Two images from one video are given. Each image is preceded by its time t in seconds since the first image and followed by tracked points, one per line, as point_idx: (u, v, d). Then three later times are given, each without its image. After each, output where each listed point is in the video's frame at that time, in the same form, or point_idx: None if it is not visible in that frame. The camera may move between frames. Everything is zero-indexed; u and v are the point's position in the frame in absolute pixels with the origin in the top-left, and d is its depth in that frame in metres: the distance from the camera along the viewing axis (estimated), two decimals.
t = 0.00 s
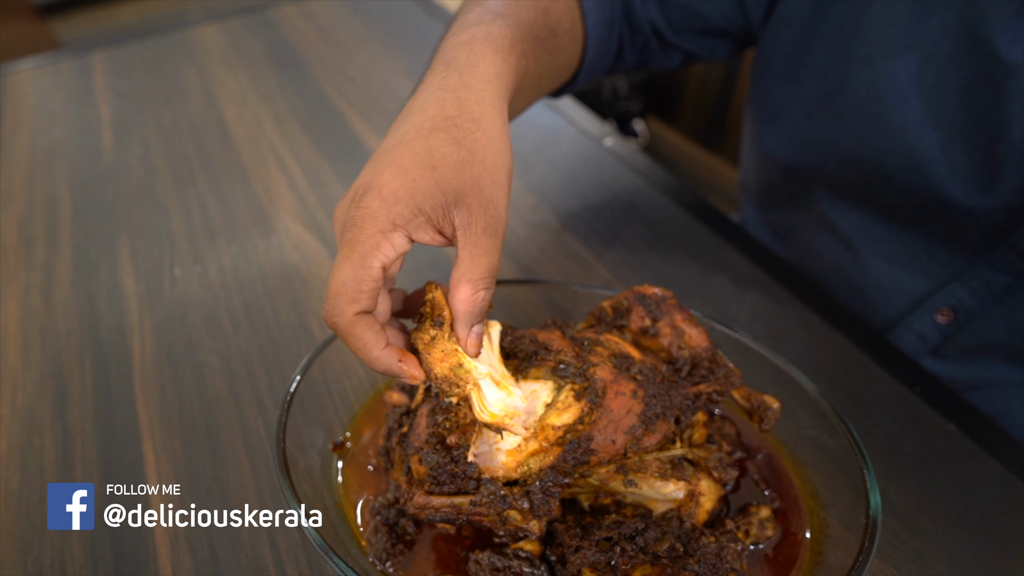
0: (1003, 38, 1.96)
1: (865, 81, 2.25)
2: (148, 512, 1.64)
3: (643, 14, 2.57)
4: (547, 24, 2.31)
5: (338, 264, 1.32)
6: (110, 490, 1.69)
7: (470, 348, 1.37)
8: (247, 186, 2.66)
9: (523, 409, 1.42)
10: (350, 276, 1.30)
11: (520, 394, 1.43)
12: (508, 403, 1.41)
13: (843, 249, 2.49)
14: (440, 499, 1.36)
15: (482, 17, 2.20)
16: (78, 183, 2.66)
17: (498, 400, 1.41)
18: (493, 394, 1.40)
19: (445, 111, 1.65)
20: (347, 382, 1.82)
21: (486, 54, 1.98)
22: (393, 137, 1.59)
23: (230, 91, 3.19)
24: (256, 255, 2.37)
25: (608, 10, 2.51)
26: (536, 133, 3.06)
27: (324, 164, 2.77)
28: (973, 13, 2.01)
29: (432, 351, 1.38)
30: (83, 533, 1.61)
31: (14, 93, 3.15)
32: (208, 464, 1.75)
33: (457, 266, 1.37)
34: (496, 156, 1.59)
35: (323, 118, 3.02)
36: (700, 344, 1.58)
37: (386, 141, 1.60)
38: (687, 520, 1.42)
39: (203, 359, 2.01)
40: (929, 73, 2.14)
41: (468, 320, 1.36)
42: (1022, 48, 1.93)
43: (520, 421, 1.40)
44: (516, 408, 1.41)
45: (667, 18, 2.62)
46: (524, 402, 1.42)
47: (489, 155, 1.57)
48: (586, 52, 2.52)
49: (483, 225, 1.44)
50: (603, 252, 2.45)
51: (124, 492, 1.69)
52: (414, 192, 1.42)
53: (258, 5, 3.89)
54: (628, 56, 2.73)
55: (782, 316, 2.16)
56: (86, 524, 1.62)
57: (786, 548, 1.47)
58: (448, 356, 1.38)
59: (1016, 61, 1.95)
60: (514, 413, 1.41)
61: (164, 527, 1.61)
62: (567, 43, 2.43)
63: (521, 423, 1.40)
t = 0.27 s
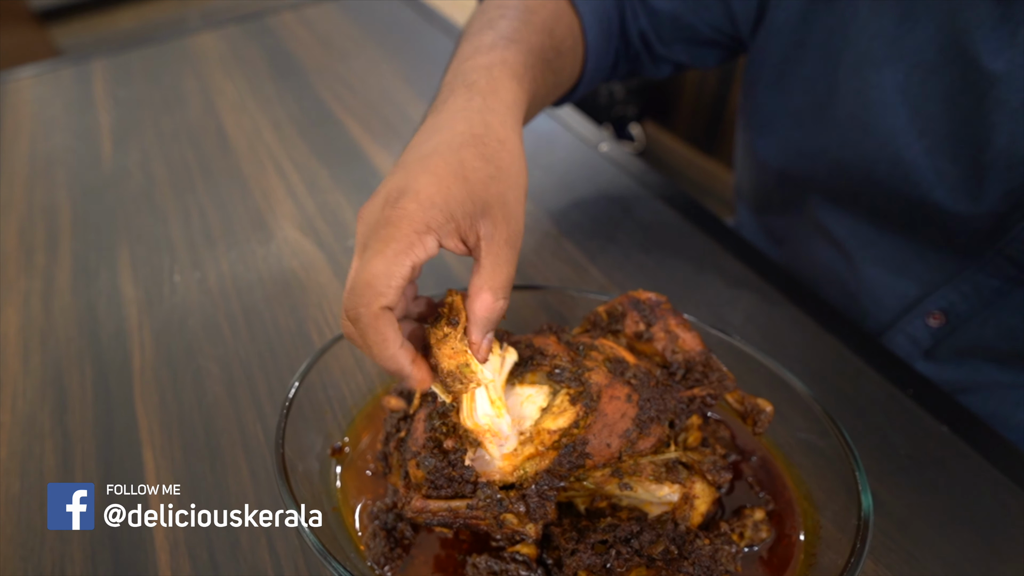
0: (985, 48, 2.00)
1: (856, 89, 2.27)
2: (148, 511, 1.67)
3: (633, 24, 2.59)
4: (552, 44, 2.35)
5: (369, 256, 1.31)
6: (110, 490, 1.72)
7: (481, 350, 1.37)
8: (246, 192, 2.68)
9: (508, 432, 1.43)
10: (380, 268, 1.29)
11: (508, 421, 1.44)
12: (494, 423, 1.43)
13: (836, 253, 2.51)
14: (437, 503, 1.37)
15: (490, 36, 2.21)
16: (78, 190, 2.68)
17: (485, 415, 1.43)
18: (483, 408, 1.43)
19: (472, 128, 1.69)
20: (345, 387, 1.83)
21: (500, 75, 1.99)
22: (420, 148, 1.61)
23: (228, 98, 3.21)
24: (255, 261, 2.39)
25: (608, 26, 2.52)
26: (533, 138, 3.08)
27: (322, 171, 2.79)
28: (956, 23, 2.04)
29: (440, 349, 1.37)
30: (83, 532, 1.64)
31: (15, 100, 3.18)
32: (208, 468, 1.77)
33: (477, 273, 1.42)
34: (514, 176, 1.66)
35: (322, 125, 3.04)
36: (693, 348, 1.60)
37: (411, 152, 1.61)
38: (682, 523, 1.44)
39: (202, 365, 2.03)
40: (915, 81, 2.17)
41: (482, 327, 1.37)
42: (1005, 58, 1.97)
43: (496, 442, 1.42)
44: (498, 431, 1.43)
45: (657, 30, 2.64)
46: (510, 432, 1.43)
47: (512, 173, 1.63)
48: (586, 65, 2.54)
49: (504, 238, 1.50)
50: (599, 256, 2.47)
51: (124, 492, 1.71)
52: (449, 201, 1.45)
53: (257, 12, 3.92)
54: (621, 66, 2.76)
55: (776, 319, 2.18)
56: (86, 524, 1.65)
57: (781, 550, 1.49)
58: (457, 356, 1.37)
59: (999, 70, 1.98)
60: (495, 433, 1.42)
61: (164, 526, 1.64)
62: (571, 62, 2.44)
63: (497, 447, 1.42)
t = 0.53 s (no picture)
0: (973, 55, 2.01)
1: (847, 94, 2.29)
2: (148, 511, 1.69)
3: (627, 30, 2.60)
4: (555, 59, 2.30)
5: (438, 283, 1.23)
6: (110, 490, 1.74)
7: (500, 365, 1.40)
8: (245, 198, 2.69)
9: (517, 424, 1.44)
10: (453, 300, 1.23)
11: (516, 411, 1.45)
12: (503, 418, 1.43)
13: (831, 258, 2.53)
14: (436, 508, 1.38)
15: (484, 40, 2.16)
16: (77, 194, 2.69)
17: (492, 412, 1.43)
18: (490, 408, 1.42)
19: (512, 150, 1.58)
20: (344, 394, 1.84)
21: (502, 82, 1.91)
22: (457, 158, 1.48)
23: (227, 103, 3.22)
24: (254, 266, 2.40)
25: (602, 33, 2.53)
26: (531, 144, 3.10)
27: (321, 176, 2.80)
28: (944, 30, 2.05)
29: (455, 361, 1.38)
30: (83, 532, 1.66)
31: (14, 105, 3.19)
32: (208, 473, 1.78)
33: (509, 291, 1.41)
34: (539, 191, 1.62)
35: (321, 131, 3.06)
36: (690, 353, 1.60)
37: (448, 160, 1.47)
38: (679, 527, 1.45)
39: (202, 370, 2.04)
40: (905, 87, 2.19)
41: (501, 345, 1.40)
42: (991, 65, 1.98)
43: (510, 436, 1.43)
44: (508, 423, 1.44)
45: (651, 35, 2.66)
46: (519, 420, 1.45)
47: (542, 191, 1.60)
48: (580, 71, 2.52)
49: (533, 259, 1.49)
50: (597, 261, 2.48)
51: (123, 492, 1.73)
52: (507, 227, 1.37)
53: (256, 17, 3.93)
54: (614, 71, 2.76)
55: (772, 324, 2.19)
56: (86, 524, 1.67)
57: (777, 554, 1.50)
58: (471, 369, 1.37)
59: (986, 77, 1.99)
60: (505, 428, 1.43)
61: (165, 526, 1.66)
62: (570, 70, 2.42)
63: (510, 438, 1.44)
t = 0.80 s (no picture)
0: (971, 56, 2.03)
1: (847, 95, 2.31)
2: (148, 511, 1.69)
3: (626, 27, 2.62)
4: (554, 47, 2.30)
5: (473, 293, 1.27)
6: (110, 490, 1.74)
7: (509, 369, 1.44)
8: (245, 201, 2.70)
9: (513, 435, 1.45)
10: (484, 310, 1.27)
11: (512, 423, 1.45)
12: (498, 430, 1.44)
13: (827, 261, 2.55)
14: (435, 507, 1.39)
15: (484, 21, 2.15)
16: (77, 198, 2.70)
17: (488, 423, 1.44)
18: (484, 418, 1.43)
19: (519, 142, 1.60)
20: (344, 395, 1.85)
21: (504, 63, 1.89)
22: (468, 150, 1.49)
23: (227, 107, 3.23)
24: (254, 268, 2.41)
25: (601, 34, 2.54)
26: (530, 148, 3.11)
27: (320, 180, 2.81)
28: (943, 31, 2.07)
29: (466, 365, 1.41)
30: (82, 531, 1.66)
31: (14, 110, 3.20)
32: (208, 474, 1.78)
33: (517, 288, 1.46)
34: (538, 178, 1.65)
35: (321, 135, 3.07)
36: (688, 354, 1.61)
37: (458, 152, 1.48)
38: (677, 526, 1.46)
39: (202, 372, 2.05)
40: (903, 88, 2.20)
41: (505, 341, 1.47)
42: (989, 66, 1.99)
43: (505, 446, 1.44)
44: (504, 435, 1.44)
45: (651, 32, 2.67)
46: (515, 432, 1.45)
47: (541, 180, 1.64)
48: (577, 63, 2.52)
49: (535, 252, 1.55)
50: (595, 264, 2.49)
51: (123, 492, 1.74)
52: (523, 226, 1.42)
53: (255, 22, 3.95)
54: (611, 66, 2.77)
55: (770, 326, 2.20)
56: (86, 524, 1.67)
57: (774, 553, 1.51)
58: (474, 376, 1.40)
59: (983, 78, 2.00)
60: (501, 438, 1.44)
61: (164, 526, 1.66)
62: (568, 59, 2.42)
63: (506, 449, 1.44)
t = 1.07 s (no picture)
0: (969, 54, 2.03)
1: (845, 94, 2.31)
2: (148, 511, 1.69)
3: (625, 15, 2.62)
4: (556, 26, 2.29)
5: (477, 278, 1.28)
6: (110, 490, 1.75)
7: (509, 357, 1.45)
8: (244, 201, 2.71)
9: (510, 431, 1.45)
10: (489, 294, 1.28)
11: (509, 420, 1.46)
12: (495, 425, 1.44)
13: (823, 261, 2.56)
14: (434, 506, 1.39)
15: None
16: (77, 198, 2.70)
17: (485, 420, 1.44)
18: (481, 413, 1.44)
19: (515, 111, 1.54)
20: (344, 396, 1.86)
21: (504, 25, 1.86)
22: (465, 121, 1.44)
23: (226, 108, 3.24)
24: (253, 268, 2.41)
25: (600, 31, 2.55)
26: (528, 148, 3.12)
27: (320, 180, 2.82)
28: (941, 29, 2.07)
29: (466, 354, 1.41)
30: (82, 532, 1.66)
31: (14, 111, 3.20)
32: (207, 474, 1.79)
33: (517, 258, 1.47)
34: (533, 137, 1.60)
35: (321, 135, 3.07)
36: (686, 353, 1.62)
37: (455, 123, 1.43)
38: (675, 525, 1.46)
39: (201, 372, 2.05)
40: (901, 86, 2.21)
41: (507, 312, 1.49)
42: (986, 64, 2.00)
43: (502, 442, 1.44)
44: (501, 432, 1.44)
45: (650, 20, 2.66)
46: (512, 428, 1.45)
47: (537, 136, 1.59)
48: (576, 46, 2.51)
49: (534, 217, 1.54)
50: (594, 264, 2.50)
51: (123, 492, 1.74)
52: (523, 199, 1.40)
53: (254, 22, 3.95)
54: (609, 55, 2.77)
55: (768, 325, 2.21)
56: (86, 524, 1.67)
57: (772, 551, 1.51)
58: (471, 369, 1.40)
59: (981, 76, 2.01)
60: (498, 434, 1.44)
61: (164, 526, 1.67)
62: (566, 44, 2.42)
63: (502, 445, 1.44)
